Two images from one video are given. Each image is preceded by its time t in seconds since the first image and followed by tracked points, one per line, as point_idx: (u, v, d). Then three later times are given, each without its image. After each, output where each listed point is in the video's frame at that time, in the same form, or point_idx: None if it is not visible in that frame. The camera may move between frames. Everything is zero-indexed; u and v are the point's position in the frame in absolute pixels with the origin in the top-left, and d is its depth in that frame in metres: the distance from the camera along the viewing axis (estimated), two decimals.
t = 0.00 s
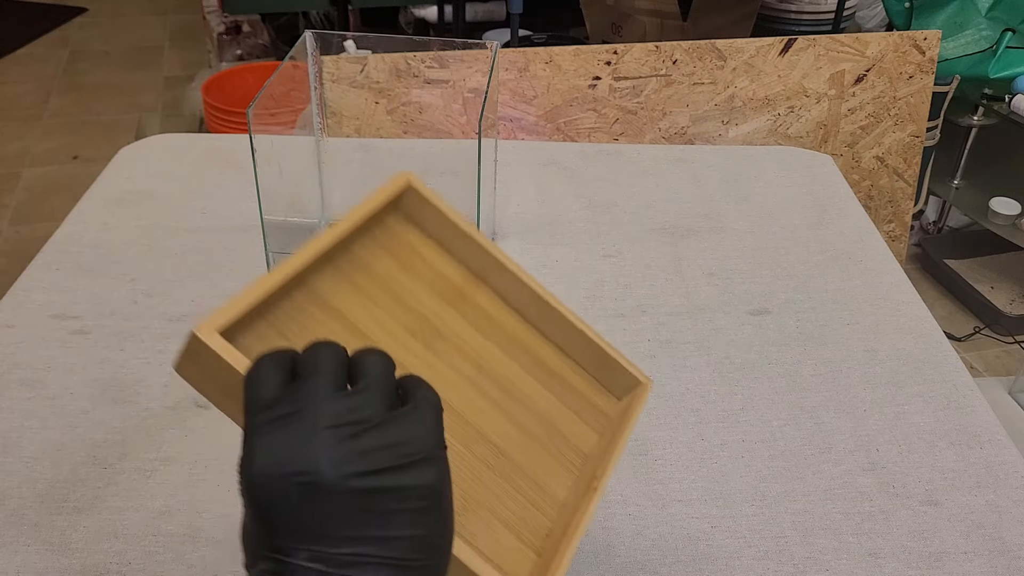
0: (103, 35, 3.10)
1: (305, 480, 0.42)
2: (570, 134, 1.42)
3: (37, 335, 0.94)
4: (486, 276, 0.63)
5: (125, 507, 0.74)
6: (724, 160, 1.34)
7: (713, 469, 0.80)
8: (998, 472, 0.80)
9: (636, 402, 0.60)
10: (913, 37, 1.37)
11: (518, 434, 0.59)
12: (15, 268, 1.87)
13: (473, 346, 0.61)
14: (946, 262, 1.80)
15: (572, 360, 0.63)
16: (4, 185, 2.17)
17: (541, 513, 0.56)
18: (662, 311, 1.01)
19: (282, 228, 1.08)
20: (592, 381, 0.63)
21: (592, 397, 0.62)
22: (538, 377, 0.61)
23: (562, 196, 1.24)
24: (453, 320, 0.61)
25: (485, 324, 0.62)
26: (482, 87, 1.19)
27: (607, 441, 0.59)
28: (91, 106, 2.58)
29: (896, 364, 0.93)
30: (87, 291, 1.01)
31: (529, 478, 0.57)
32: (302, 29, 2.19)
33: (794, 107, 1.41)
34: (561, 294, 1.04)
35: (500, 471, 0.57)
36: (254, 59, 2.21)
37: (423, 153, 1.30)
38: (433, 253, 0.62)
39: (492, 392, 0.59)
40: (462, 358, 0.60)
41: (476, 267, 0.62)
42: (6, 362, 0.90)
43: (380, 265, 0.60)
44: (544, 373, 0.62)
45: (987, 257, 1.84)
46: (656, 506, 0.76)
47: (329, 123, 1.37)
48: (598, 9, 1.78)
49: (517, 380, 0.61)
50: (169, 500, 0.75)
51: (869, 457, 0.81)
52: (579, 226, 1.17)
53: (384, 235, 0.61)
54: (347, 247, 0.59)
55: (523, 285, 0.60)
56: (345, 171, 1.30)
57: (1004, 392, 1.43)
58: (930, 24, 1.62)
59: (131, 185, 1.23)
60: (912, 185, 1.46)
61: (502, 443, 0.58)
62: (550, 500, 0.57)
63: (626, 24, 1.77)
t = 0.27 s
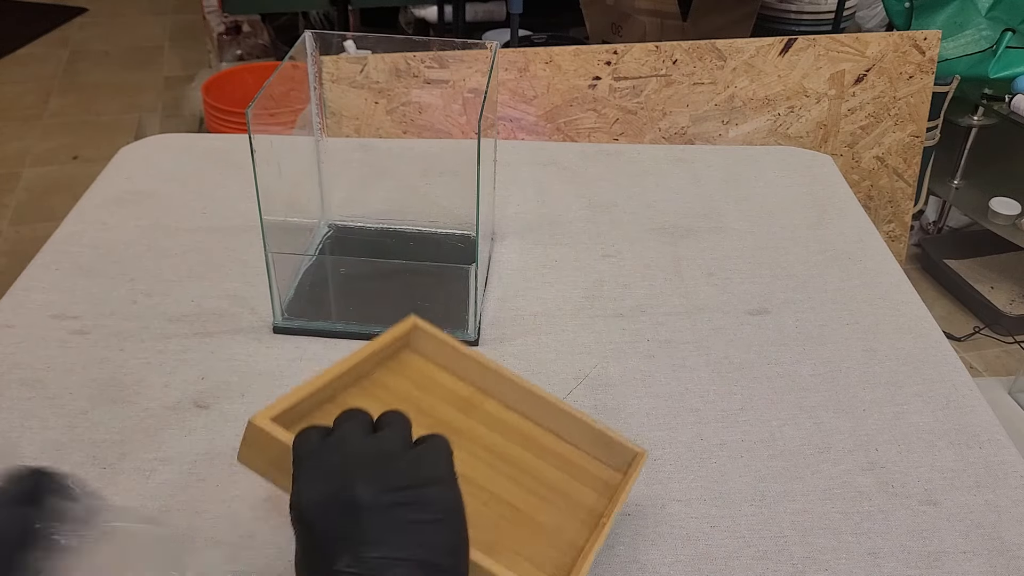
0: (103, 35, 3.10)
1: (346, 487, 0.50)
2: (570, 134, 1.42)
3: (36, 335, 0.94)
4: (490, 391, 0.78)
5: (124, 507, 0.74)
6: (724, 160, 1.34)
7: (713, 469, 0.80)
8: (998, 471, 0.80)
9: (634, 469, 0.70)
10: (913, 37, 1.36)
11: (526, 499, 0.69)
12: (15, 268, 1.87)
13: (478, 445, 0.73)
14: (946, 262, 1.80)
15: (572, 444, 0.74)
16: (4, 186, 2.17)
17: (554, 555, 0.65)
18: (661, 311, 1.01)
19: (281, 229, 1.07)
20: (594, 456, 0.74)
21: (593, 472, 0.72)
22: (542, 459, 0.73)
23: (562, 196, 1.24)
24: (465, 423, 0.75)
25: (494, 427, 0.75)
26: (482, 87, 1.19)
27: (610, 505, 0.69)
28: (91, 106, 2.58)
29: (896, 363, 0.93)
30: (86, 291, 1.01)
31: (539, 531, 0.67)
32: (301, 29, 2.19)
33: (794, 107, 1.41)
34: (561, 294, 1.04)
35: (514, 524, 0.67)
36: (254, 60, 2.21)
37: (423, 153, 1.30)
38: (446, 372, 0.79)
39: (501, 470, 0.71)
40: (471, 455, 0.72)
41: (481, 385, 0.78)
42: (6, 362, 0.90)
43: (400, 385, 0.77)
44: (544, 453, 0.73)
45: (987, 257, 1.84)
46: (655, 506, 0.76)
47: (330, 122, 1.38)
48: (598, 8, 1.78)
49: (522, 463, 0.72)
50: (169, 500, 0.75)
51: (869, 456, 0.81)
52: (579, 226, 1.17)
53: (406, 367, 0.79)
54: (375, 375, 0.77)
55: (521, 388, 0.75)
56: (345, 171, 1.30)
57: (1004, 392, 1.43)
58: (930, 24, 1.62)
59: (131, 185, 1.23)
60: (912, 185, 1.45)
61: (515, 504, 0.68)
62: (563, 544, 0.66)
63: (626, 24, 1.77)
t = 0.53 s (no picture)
0: (103, 35, 3.10)
1: (286, 567, 0.56)
2: (570, 134, 1.42)
3: (37, 335, 0.94)
4: (420, 429, 0.82)
5: (124, 507, 0.74)
6: (724, 160, 1.34)
7: (713, 469, 0.80)
8: (998, 472, 0.80)
9: (556, 457, 0.76)
10: (913, 37, 1.36)
11: (465, 520, 0.73)
12: (15, 268, 1.87)
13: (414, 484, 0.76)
14: (946, 262, 1.80)
15: (504, 451, 0.79)
16: (4, 185, 2.17)
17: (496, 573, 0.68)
18: (661, 311, 1.01)
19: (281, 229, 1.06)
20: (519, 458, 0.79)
21: (519, 473, 0.77)
22: (473, 476, 0.77)
23: (562, 196, 1.23)
24: (397, 466, 0.78)
25: (425, 459, 0.79)
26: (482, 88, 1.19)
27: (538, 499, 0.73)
28: (91, 106, 2.58)
29: (896, 364, 0.93)
30: (86, 291, 1.01)
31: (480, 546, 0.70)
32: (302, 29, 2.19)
33: (794, 107, 1.41)
34: (561, 294, 1.04)
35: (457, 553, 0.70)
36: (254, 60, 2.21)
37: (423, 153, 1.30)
38: (377, 424, 0.83)
39: (439, 501, 0.74)
40: (410, 491, 0.75)
41: (407, 421, 0.82)
42: (7, 362, 0.90)
43: (331, 448, 0.80)
44: (477, 470, 0.77)
45: (987, 257, 1.84)
46: (655, 506, 0.76)
47: (330, 122, 1.38)
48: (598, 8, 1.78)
49: (456, 486, 0.76)
50: (169, 500, 0.75)
51: (869, 457, 0.81)
52: (579, 226, 1.17)
53: (328, 432, 0.81)
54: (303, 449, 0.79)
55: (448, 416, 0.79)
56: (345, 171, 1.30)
57: (1004, 392, 1.43)
58: (930, 24, 1.61)
59: (131, 185, 1.23)
60: (912, 185, 1.46)
61: (452, 534, 0.71)
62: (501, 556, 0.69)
63: (626, 24, 1.77)
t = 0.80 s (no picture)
0: (103, 35, 3.10)
1: None
2: (570, 134, 1.42)
3: (37, 335, 0.94)
4: (382, 431, 0.81)
5: (125, 507, 0.74)
6: (724, 160, 1.34)
7: (714, 469, 0.80)
8: (998, 471, 0.80)
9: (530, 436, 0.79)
10: (913, 37, 1.37)
11: (462, 514, 0.74)
12: (15, 268, 1.87)
13: (399, 484, 0.76)
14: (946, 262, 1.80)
15: (472, 440, 0.81)
16: (4, 185, 2.17)
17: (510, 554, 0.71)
18: (662, 311, 1.01)
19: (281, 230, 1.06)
20: (485, 444, 0.81)
21: (494, 457, 0.80)
22: (455, 468, 0.78)
23: (562, 196, 1.23)
24: (372, 471, 0.77)
25: (399, 460, 0.79)
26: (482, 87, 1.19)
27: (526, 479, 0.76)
28: (91, 106, 2.58)
29: (896, 364, 0.93)
30: (86, 291, 1.01)
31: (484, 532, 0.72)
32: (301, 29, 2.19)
33: (794, 107, 1.41)
34: (561, 294, 1.04)
35: (462, 543, 0.71)
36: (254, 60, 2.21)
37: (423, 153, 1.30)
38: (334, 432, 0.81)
39: (428, 497, 0.75)
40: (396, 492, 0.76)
41: (368, 425, 0.81)
42: (7, 362, 0.90)
43: (299, 467, 0.77)
44: (456, 460, 0.79)
45: (987, 257, 1.84)
46: (655, 506, 0.76)
47: (330, 122, 1.39)
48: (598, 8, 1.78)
49: (441, 480, 0.77)
50: (170, 500, 0.75)
51: (870, 456, 0.81)
52: (579, 226, 1.17)
53: (290, 449, 0.79)
54: (272, 472, 0.77)
55: (415, 414, 0.80)
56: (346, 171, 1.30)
57: (1004, 392, 1.43)
58: (930, 24, 1.61)
59: (131, 185, 1.23)
60: (912, 185, 1.46)
61: (454, 528, 0.73)
62: (509, 538, 0.72)
63: (626, 24, 1.77)
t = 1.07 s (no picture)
0: (103, 35, 3.09)
1: None
2: (570, 134, 1.41)
3: (37, 335, 0.94)
4: (388, 444, 0.81)
5: (124, 507, 0.74)
6: (724, 160, 1.34)
7: (713, 469, 0.80)
8: (998, 471, 0.80)
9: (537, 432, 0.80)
10: (913, 37, 1.36)
11: (482, 521, 0.74)
12: (15, 268, 1.87)
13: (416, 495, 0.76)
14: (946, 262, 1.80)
15: (479, 442, 0.82)
16: (4, 186, 2.17)
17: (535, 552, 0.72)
18: (661, 310, 1.01)
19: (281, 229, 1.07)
20: (495, 446, 0.82)
21: (505, 457, 0.80)
22: (467, 473, 0.79)
23: (561, 196, 1.23)
24: (384, 485, 0.77)
25: (409, 472, 0.79)
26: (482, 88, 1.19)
27: (540, 478, 0.77)
28: (91, 106, 2.58)
29: (896, 364, 0.93)
30: (86, 291, 1.01)
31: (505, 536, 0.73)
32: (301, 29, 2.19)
33: (794, 107, 1.41)
34: (561, 294, 1.04)
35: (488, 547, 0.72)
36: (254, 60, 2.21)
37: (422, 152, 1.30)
38: (340, 449, 0.81)
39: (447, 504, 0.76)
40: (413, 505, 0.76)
41: (375, 439, 0.81)
42: (7, 362, 0.90)
43: (311, 490, 0.77)
44: (467, 466, 0.79)
45: (987, 257, 1.84)
46: (655, 506, 0.76)
47: (330, 122, 1.39)
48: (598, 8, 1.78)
49: (456, 488, 0.77)
50: (169, 500, 0.75)
51: (869, 456, 0.81)
52: (578, 226, 1.17)
53: (298, 472, 0.78)
54: (285, 498, 0.76)
55: (420, 422, 0.80)
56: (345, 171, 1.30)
57: (1004, 392, 1.43)
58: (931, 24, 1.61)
59: (131, 185, 1.23)
60: (912, 185, 1.46)
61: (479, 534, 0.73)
62: (531, 540, 0.73)
63: (626, 24, 1.77)
